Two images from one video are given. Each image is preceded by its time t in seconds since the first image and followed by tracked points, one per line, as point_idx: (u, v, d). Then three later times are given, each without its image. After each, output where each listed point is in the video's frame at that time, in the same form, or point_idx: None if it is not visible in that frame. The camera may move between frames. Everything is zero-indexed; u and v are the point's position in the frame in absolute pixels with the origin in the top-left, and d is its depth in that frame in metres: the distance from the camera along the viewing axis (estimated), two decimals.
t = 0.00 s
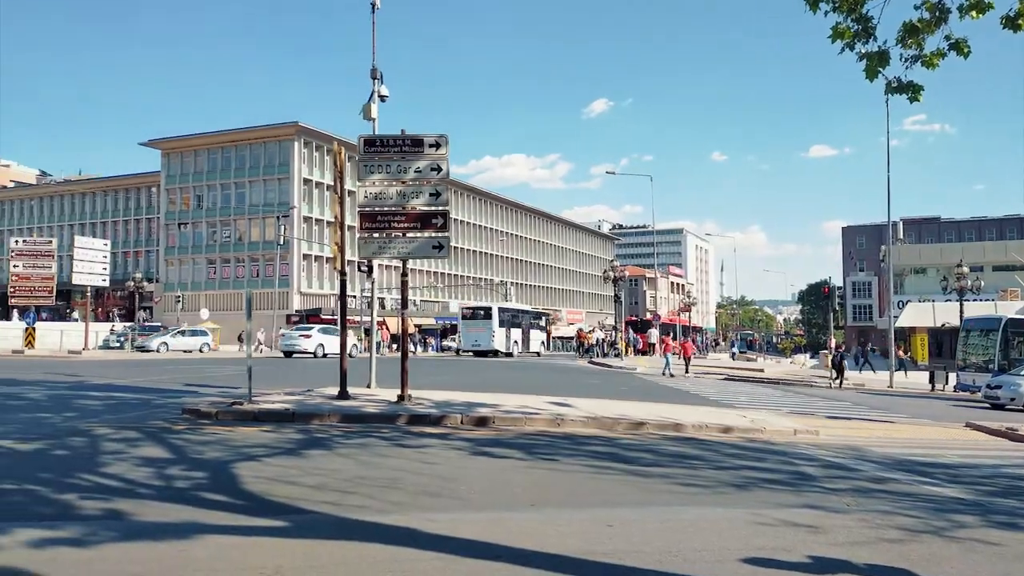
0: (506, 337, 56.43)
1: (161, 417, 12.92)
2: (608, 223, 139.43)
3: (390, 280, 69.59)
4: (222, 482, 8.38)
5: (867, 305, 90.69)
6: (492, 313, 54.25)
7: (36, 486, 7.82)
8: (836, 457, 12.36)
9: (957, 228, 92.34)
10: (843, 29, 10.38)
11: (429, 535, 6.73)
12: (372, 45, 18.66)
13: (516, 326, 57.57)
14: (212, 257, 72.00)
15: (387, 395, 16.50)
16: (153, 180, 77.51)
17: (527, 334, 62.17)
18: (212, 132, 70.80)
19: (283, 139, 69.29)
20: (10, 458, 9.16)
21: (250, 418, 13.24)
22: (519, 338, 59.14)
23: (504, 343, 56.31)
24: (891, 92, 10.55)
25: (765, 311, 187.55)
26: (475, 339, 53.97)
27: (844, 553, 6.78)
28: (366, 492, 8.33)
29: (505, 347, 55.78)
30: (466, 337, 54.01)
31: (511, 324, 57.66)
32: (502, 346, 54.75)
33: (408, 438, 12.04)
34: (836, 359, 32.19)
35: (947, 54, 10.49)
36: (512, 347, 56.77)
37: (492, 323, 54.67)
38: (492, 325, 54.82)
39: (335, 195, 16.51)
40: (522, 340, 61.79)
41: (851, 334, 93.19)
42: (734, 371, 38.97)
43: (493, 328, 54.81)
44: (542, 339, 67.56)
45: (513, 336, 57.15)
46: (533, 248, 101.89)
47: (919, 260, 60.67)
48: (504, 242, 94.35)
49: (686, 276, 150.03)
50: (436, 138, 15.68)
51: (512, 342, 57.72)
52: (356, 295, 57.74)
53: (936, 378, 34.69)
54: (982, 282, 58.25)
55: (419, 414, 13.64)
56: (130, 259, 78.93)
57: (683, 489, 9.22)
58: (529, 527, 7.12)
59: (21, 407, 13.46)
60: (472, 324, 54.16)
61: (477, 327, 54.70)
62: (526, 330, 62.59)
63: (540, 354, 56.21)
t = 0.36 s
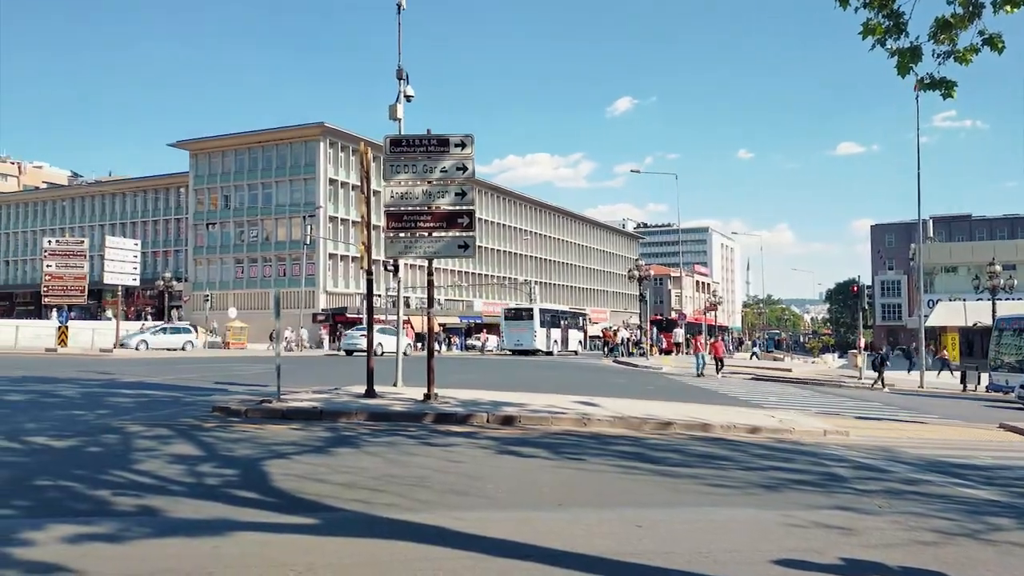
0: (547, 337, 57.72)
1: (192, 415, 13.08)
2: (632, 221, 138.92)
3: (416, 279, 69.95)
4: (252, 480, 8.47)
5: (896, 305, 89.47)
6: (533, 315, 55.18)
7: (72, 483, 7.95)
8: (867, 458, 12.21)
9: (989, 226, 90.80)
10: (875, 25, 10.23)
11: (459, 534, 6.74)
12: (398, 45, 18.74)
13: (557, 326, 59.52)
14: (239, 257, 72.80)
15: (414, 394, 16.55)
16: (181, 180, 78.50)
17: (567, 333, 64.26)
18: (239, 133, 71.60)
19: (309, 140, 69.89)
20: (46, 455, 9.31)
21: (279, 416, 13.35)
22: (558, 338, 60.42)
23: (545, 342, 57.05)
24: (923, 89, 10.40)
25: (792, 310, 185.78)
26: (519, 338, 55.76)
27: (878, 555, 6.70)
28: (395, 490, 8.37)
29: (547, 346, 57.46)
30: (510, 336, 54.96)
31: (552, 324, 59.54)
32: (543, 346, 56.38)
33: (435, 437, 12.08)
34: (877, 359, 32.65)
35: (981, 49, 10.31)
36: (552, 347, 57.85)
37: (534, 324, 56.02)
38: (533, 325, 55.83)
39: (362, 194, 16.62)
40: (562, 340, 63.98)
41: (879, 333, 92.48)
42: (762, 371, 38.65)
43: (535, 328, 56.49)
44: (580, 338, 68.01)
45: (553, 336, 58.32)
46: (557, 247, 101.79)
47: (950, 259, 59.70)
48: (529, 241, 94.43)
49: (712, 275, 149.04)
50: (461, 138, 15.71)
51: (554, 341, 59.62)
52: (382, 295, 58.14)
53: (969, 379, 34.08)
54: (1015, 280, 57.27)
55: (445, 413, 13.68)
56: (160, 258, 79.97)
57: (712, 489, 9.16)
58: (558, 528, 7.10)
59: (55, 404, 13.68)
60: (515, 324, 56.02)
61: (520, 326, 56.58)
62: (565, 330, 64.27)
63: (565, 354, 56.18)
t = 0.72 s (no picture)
0: (589, 338, 58.65)
1: (222, 415, 13.23)
2: (657, 220, 138.34)
3: (442, 279, 70.29)
4: (283, 480, 8.57)
5: (927, 304, 88.20)
6: (575, 315, 56.50)
7: (106, 482, 8.09)
8: (899, 461, 12.02)
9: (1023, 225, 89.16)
10: (907, 22, 10.07)
11: (487, 535, 6.76)
12: (424, 47, 18.83)
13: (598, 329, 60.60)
14: (267, 258, 73.59)
15: (440, 394, 16.61)
16: (210, 183, 79.54)
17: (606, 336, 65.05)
18: (267, 136, 72.37)
19: (336, 142, 70.47)
20: (81, 454, 9.47)
21: (307, 416, 13.48)
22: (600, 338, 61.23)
23: (588, 343, 58.10)
24: (957, 87, 10.23)
25: (820, 311, 183.76)
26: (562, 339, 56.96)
27: (912, 559, 6.59)
28: (423, 490, 8.40)
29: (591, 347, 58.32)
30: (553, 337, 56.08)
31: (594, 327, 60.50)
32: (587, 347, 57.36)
33: (462, 438, 12.11)
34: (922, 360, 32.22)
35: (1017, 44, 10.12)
36: (595, 347, 58.89)
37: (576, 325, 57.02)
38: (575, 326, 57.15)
39: (388, 196, 16.71)
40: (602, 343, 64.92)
41: (910, 333, 91.31)
42: (789, 372, 38.26)
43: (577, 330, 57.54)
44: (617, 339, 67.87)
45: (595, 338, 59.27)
46: (582, 248, 101.60)
47: (982, 258, 58.53)
48: (554, 241, 94.37)
49: (738, 276, 147.88)
50: (487, 139, 15.73)
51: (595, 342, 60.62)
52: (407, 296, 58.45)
53: (1003, 381, 33.32)
54: None
55: (472, 414, 13.73)
56: (189, 260, 81.02)
57: (741, 491, 9.09)
58: (588, 529, 7.11)
59: (89, 405, 13.91)
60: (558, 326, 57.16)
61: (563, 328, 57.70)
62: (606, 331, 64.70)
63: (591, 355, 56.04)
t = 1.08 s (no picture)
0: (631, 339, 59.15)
1: (253, 414, 13.37)
2: (683, 220, 137.53)
3: (468, 280, 70.59)
4: (313, 479, 8.63)
5: (959, 304, 86.82)
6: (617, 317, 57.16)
7: (140, 480, 8.21)
8: (933, 463, 11.83)
9: None
10: (940, 17, 9.90)
11: (517, 535, 6.76)
12: (451, 48, 18.88)
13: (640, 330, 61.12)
14: (295, 259, 74.25)
15: (466, 395, 16.66)
16: (238, 185, 80.43)
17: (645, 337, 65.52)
18: (294, 138, 73.05)
19: (362, 144, 70.94)
20: (116, 453, 9.63)
21: (336, 416, 13.58)
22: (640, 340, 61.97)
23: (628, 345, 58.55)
24: (991, 82, 10.04)
25: (850, 310, 181.47)
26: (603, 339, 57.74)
27: (948, 563, 6.48)
28: (452, 490, 8.43)
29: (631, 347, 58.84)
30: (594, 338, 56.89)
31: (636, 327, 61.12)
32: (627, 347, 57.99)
33: (490, 438, 12.12)
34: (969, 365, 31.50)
35: None
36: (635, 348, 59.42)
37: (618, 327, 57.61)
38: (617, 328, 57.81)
39: (415, 197, 16.78)
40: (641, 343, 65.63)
41: (941, 332, 90.00)
42: (819, 373, 37.82)
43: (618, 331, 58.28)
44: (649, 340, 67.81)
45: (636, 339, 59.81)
46: (607, 248, 101.28)
47: (1017, 257, 57.40)
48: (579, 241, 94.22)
49: (766, 276, 146.55)
50: (513, 139, 15.74)
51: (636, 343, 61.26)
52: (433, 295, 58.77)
53: None
54: None
55: (498, 414, 13.74)
56: (218, 261, 81.90)
57: (772, 494, 9.00)
58: (617, 531, 7.07)
59: (122, 404, 14.14)
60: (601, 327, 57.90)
61: (605, 330, 58.59)
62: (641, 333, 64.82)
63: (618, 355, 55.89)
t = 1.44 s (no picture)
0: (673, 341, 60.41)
1: (284, 415, 13.53)
2: (711, 220, 136.34)
3: (496, 280, 70.81)
4: (344, 478, 8.69)
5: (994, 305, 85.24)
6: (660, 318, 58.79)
7: (175, 479, 8.34)
8: (969, 466, 11.61)
9: None
10: (976, 13, 9.74)
11: (548, 536, 6.75)
12: (478, 49, 18.93)
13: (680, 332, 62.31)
14: (323, 261, 74.87)
15: (494, 395, 16.68)
16: (268, 187, 81.33)
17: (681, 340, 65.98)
18: (323, 141, 73.66)
19: (389, 146, 71.35)
20: (151, 452, 9.78)
21: (365, 416, 13.68)
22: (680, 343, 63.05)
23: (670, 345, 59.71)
24: None
25: (882, 310, 178.92)
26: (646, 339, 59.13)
27: (986, 568, 6.36)
28: (482, 491, 8.45)
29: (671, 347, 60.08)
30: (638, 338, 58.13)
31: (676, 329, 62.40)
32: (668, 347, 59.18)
33: (518, 439, 12.13)
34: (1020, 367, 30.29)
35: None
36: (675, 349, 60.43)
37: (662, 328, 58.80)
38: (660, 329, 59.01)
39: (443, 199, 16.85)
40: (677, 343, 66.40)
41: (975, 333, 88.46)
42: (850, 374, 37.32)
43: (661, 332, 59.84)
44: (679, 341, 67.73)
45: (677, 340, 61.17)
46: (634, 248, 100.89)
47: None
48: (606, 242, 94.02)
49: (796, 276, 145.00)
50: (541, 140, 15.75)
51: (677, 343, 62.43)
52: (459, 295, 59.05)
53: None
54: None
55: (526, 415, 13.73)
56: (248, 262, 82.82)
57: (804, 496, 8.89)
58: (648, 532, 7.05)
59: (157, 403, 14.38)
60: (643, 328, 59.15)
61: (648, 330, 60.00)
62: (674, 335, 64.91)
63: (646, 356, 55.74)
